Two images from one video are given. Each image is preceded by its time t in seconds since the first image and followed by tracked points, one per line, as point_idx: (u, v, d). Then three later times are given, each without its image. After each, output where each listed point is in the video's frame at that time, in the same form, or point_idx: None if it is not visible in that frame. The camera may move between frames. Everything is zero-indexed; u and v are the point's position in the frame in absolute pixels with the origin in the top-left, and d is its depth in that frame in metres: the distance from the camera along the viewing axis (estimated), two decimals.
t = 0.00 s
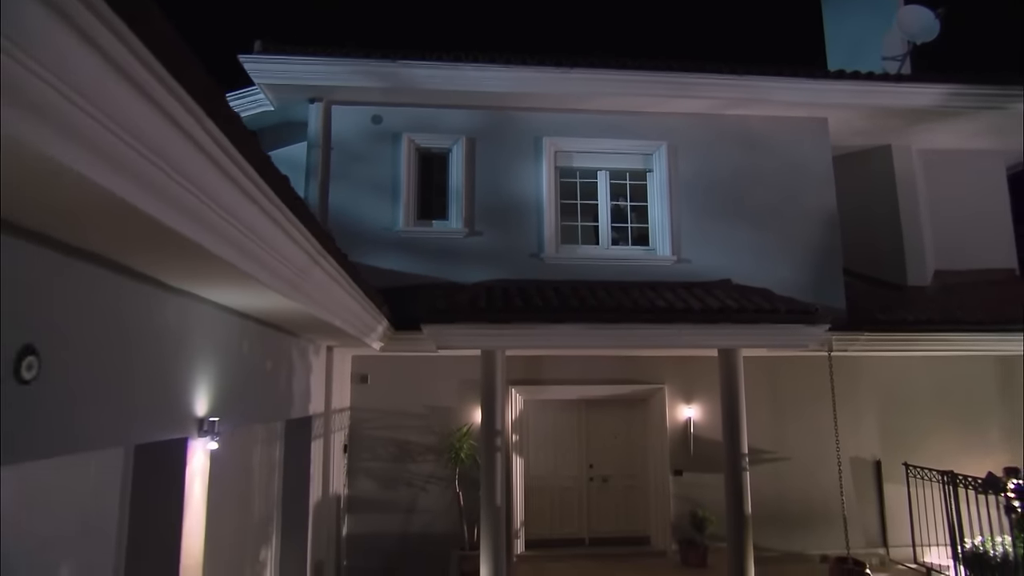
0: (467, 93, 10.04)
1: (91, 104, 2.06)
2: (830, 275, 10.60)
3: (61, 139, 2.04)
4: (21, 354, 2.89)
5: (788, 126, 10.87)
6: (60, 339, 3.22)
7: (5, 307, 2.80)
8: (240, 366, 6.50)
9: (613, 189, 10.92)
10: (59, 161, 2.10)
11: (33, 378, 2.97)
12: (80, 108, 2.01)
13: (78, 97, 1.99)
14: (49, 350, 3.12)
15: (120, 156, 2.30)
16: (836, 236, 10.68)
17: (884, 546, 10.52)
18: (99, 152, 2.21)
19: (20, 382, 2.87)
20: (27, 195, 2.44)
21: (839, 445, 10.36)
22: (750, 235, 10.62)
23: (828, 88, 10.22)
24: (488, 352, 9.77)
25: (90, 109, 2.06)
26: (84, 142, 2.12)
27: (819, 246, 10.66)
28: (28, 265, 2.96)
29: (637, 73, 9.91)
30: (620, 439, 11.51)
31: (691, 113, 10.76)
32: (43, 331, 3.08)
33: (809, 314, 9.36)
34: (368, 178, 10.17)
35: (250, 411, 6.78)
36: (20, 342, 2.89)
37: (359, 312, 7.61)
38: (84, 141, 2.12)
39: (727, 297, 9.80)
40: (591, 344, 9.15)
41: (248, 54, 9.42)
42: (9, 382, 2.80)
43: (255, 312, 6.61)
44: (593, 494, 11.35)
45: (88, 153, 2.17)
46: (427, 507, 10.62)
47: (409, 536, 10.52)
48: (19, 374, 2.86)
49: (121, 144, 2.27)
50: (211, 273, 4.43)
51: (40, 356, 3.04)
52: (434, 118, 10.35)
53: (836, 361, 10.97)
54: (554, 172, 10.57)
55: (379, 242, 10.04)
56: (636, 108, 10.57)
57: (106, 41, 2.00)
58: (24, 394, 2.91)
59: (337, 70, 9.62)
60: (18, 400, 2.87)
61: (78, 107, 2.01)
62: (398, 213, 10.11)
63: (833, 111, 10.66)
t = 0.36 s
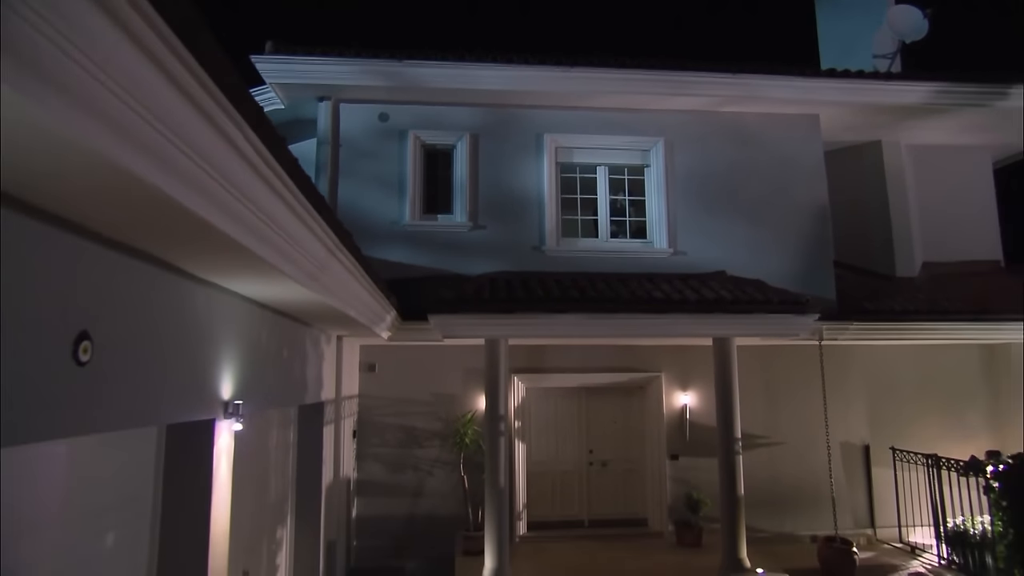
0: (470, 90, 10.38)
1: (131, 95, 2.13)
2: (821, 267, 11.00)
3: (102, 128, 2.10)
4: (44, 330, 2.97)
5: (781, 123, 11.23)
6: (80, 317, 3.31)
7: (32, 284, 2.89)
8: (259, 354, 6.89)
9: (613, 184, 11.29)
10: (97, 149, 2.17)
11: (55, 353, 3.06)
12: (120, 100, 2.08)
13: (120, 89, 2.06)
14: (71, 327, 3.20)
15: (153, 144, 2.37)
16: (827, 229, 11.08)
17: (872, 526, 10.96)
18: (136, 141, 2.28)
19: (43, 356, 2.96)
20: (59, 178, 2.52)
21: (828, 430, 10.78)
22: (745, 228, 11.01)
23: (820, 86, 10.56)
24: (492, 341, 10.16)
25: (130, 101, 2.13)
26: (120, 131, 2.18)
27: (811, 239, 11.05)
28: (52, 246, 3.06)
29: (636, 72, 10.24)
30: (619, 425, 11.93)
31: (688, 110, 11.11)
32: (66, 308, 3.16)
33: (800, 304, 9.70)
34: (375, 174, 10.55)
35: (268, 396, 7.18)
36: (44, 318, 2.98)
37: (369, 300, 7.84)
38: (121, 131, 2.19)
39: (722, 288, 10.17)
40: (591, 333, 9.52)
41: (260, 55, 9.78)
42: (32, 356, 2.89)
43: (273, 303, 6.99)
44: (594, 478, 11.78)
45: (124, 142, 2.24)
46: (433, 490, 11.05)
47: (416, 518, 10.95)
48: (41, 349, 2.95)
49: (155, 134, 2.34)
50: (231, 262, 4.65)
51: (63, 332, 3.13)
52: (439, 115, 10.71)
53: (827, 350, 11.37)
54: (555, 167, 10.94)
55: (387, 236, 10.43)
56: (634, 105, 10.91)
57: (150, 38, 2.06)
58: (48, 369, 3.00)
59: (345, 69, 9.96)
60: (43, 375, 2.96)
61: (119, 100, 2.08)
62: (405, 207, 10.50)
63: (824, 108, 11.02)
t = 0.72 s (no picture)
0: (472, 84, 10.71)
1: (165, 85, 2.25)
2: (810, 255, 11.42)
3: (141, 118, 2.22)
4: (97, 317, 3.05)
5: (773, 115, 11.59)
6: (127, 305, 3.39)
7: (87, 274, 2.97)
8: (275, 338, 7.32)
9: (609, 175, 11.67)
10: (135, 141, 2.28)
11: (105, 340, 3.14)
12: (155, 88, 2.20)
13: (154, 78, 2.17)
14: (119, 316, 3.29)
15: (185, 132, 2.48)
16: (816, 218, 11.49)
17: (858, 504, 11.44)
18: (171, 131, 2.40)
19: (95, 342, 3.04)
20: (102, 174, 2.64)
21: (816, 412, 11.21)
22: (736, 217, 11.42)
23: (810, 80, 10.87)
24: (494, 327, 10.56)
25: (164, 90, 2.25)
26: (156, 120, 2.30)
27: (800, 228, 11.46)
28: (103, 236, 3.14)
29: (632, 66, 10.55)
30: (615, 407, 12.36)
31: (682, 103, 11.45)
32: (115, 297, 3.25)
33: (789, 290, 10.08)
34: (380, 165, 10.94)
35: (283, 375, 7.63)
36: (97, 305, 3.07)
37: (376, 285, 8.07)
38: (157, 121, 2.31)
39: (714, 276, 10.56)
40: (589, 318, 9.90)
41: (269, 51, 10.14)
42: (88, 343, 2.98)
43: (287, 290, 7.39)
44: (591, 458, 12.22)
45: (160, 132, 2.36)
46: (436, 470, 11.51)
47: (420, 497, 11.42)
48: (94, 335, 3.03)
49: (187, 125, 2.46)
50: (251, 248, 4.90)
51: (111, 319, 3.21)
52: (442, 108, 11.06)
53: (816, 335, 11.78)
54: (553, 159, 11.31)
55: (392, 225, 10.85)
56: (630, 99, 11.25)
57: (183, 30, 2.18)
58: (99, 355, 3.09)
59: (350, 64, 10.28)
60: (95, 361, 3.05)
61: (154, 89, 2.20)
62: (409, 198, 10.90)
63: (815, 101, 11.37)
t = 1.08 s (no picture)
0: (472, 74, 11.03)
1: (190, 70, 2.37)
2: (799, 240, 11.83)
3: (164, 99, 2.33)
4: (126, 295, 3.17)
5: (765, 105, 11.94)
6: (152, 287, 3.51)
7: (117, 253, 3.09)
8: (289, 318, 7.74)
9: (606, 163, 11.99)
10: (166, 125, 2.44)
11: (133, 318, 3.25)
12: (181, 74, 2.33)
13: (186, 68, 2.34)
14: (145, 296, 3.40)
15: (204, 113, 2.59)
16: (805, 205, 11.89)
17: (844, 479, 11.95)
18: (199, 116, 2.57)
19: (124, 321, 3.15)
20: (132, 160, 2.80)
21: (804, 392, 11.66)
22: (728, 204, 11.82)
23: (801, 71, 11.15)
24: (494, 309, 10.97)
25: (189, 75, 2.37)
26: (178, 102, 2.41)
27: (790, 214, 11.86)
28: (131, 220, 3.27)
29: (627, 57, 10.83)
30: (611, 387, 12.81)
31: (677, 93, 11.79)
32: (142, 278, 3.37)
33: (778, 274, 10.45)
34: (385, 154, 11.30)
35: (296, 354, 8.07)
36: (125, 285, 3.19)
37: (379, 266, 8.31)
38: (188, 107, 2.47)
39: (707, 261, 10.94)
40: (586, 300, 10.28)
41: (277, 43, 10.46)
42: (130, 323, 3.22)
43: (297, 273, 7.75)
44: (588, 436, 12.68)
45: (182, 113, 2.47)
46: (439, 448, 11.97)
47: (424, 474, 11.90)
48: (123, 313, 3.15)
49: (214, 110, 2.63)
50: (267, 232, 5.14)
51: (139, 298, 3.32)
52: (443, 98, 11.41)
53: (805, 318, 12.21)
54: (552, 147, 11.66)
55: (396, 212, 11.24)
56: (627, 89, 11.57)
57: (207, 15, 2.28)
58: (127, 332, 3.20)
59: (354, 56, 10.57)
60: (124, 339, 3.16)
61: (185, 78, 2.36)
62: (412, 185, 11.28)
63: (806, 91, 11.69)
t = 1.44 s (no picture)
0: (474, 65, 11.33)
1: (217, 61, 2.66)
2: (790, 225, 12.21)
3: (181, 74, 2.48)
4: (136, 267, 3.31)
5: (758, 94, 12.27)
6: (160, 261, 3.65)
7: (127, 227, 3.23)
8: (302, 301, 8.16)
9: (604, 151, 12.31)
10: (197, 112, 2.73)
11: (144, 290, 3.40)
12: (211, 64, 2.61)
13: (215, 60, 2.63)
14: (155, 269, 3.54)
15: (217, 88, 2.74)
16: (797, 192, 12.27)
17: (832, 457, 12.41)
18: (224, 102, 2.85)
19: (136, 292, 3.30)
20: (162, 144, 3.10)
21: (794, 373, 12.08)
22: (722, 191, 12.19)
23: (793, 61, 11.44)
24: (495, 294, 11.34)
25: (217, 65, 2.66)
26: (194, 77, 2.55)
27: (782, 201, 12.24)
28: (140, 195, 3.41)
29: (624, 48, 11.12)
30: (609, 368, 13.23)
31: (672, 83, 12.11)
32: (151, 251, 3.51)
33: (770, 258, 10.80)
34: (389, 143, 11.68)
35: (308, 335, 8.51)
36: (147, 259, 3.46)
37: (386, 250, 8.63)
38: (215, 95, 2.76)
39: (701, 247, 11.29)
40: (584, 284, 10.62)
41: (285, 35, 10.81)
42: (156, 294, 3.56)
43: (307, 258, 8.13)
44: (586, 416, 13.12)
45: (197, 88, 2.61)
46: (443, 428, 12.41)
47: (428, 452, 12.35)
48: (145, 286, 3.42)
49: (237, 97, 2.92)
50: (282, 217, 5.47)
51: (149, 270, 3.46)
52: (446, 89, 11.74)
53: (797, 301, 12.61)
54: (551, 136, 11.98)
55: (400, 199, 11.63)
56: (624, 78, 11.88)
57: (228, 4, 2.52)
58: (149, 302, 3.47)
59: (359, 47, 10.88)
60: (133, 309, 3.30)
61: (214, 69, 2.65)
62: (415, 173, 11.66)
63: (798, 81, 12.00)
